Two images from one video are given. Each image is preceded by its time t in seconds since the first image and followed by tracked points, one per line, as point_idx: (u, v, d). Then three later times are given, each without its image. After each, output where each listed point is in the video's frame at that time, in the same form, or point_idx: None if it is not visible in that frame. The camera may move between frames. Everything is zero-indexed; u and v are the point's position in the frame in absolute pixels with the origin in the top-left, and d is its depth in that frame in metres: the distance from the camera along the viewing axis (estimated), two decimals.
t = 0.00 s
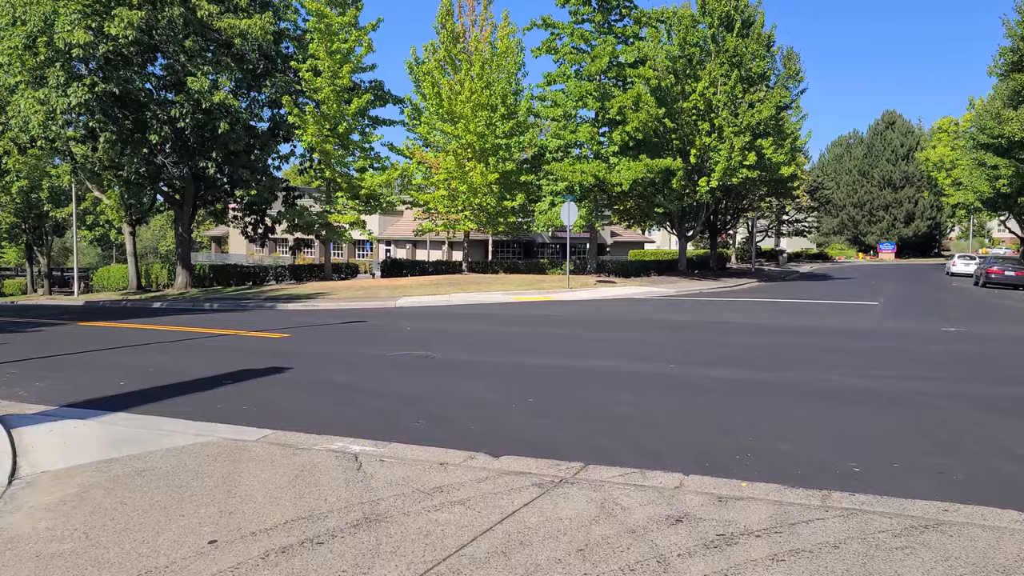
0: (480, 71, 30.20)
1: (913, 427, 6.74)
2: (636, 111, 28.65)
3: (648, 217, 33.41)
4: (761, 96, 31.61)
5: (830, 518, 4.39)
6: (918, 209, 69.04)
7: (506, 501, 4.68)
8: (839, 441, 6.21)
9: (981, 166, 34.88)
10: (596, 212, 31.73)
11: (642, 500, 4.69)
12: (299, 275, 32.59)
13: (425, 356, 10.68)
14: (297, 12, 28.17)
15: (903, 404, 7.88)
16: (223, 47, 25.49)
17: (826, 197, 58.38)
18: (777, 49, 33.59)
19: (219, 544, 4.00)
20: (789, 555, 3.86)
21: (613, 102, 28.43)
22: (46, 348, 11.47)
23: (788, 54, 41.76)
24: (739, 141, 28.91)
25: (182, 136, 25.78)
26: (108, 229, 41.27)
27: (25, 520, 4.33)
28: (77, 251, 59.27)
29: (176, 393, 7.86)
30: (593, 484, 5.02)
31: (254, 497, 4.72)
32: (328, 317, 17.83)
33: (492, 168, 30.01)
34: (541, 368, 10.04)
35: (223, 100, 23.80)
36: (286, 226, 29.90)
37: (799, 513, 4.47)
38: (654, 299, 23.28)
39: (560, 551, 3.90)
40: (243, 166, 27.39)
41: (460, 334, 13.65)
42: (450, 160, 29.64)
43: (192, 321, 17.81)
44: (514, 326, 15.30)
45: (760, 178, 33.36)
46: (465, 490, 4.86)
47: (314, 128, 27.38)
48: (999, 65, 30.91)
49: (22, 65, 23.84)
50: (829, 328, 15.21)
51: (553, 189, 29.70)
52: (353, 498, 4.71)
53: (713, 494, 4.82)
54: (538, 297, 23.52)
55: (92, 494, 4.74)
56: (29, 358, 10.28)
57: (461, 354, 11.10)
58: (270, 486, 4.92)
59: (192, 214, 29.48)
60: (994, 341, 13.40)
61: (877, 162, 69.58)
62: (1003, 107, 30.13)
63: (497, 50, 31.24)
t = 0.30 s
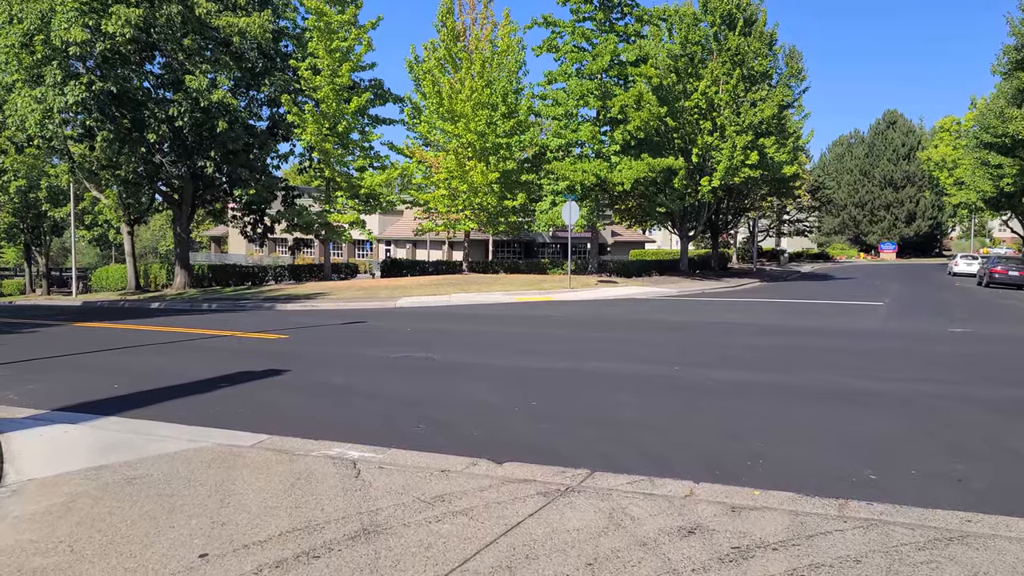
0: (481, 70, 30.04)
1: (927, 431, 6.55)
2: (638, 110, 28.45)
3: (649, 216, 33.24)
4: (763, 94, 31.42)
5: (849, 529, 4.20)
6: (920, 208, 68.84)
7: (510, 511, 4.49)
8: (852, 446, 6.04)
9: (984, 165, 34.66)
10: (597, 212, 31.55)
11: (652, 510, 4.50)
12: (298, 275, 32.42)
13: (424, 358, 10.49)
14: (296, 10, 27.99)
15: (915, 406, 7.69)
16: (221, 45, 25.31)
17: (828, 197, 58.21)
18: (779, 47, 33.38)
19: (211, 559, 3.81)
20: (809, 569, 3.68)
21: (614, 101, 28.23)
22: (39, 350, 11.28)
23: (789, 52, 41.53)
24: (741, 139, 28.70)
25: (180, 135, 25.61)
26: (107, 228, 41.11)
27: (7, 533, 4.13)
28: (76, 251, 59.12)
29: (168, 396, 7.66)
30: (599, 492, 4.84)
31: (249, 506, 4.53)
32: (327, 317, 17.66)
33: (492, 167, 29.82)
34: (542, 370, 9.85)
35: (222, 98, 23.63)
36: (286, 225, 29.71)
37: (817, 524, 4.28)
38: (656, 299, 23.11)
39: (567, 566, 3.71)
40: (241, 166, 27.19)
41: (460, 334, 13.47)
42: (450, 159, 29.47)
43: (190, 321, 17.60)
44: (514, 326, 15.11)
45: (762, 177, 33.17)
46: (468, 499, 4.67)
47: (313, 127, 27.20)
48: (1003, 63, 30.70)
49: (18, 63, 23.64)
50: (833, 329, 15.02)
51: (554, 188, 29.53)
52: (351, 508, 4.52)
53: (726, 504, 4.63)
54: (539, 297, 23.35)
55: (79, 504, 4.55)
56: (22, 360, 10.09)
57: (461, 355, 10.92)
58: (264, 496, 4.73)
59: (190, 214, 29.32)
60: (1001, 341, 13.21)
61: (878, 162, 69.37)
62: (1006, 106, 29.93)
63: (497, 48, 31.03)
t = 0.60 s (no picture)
0: (480, 69, 29.89)
1: (935, 436, 6.38)
2: (637, 109, 28.29)
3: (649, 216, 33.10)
4: (763, 94, 31.27)
5: (859, 542, 4.03)
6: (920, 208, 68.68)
7: (504, 522, 4.32)
8: (859, 451, 5.87)
9: (986, 165, 34.47)
10: (596, 212, 31.42)
11: (653, 520, 4.33)
12: (296, 276, 32.30)
13: (420, 360, 10.34)
14: (294, 9, 27.80)
15: (921, 410, 7.53)
16: (218, 44, 25.14)
17: (828, 198, 58.06)
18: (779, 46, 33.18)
19: (192, 573, 3.64)
20: None
21: (614, 100, 28.06)
22: (31, 352, 11.13)
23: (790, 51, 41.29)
24: (741, 139, 28.55)
25: (178, 135, 25.49)
26: (105, 229, 40.97)
27: None
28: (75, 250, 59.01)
29: (158, 401, 7.50)
30: (598, 501, 4.67)
31: (236, 516, 4.37)
32: (324, 318, 17.53)
33: (491, 167, 29.68)
34: (540, 372, 9.70)
35: (218, 98, 23.48)
36: (284, 225, 29.57)
37: (824, 535, 4.11)
38: (655, 300, 22.97)
39: None
40: (239, 165, 27.02)
41: (459, 336, 13.32)
42: (448, 158, 29.35)
43: (186, 322, 17.46)
44: (514, 327, 14.97)
45: (762, 177, 33.01)
46: (462, 509, 4.51)
47: (310, 127, 27.03)
48: (1004, 63, 30.56)
49: (14, 63, 23.47)
50: (835, 330, 14.88)
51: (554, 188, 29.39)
52: (341, 518, 4.36)
53: (730, 514, 4.45)
54: (538, 298, 23.20)
55: (58, 515, 4.39)
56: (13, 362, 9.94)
57: (458, 357, 10.78)
58: (251, 505, 4.56)
59: (188, 214, 29.20)
60: (1005, 343, 13.04)
61: (879, 162, 69.18)
62: (1008, 105, 29.75)
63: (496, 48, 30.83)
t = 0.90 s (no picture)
0: (478, 67, 29.67)
1: (942, 438, 6.16)
2: (636, 107, 28.07)
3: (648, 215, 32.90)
4: (764, 92, 31.04)
5: (869, 553, 3.81)
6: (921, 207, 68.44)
7: (494, 531, 4.10)
8: (865, 454, 5.65)
9: (987, 163, 34.25)
10: (595, 211, 31.20)
11: (651, 530, 4.11)
12: (293, 275, 32.09)
13: (413, 360, 10.13)
14: (290, 6, 27.57)
15: (927, 411, 7.31)
16: (213, 41, 24.92)
17: (828, 197, 57.85)
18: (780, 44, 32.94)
19: None
20: None
21: (613, 98, 27.85)
22: (18, 351, 10.92)
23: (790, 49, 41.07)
24: (741, 137, 28.33)
25: (173, 133, 25.29)
26: (101, 228, 40.78)
27: None
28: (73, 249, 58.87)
29: (141, 402, 7.28)
30: (594, 509, 4.44)
31: (211, 526, 4.15)
32: (319, 317, 17.32)
33: (489, 165, 29.48)
34: (536, 373, 9.49)
35: (213, 95, 23.27)
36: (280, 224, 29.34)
37: (832, 546, 3.89)
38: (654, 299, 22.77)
39: None
40: (235, 163, 26.78)
41: (454, 335, 13.11)
42: (446, 157, 29.17)
43: (180, 322, 17.27)
44: (510, 327, 14.75)
45: (762, 175, 32.78)
46: (449, 517, 4.29)
47: (306, 124, 26.81)
48: (1006, 60, 30.34)
49: (7, 59, 23.27)
50: (837, 330, 14.66)
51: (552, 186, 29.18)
52: (322, 527, 4.13)
53: (733, 522, 4.23)
54: (536, 297, 22.99)
55: (24, 524, 4.16)
56: None
57: (452, 357, 10.55)
58: (228, 513, 4.34)
59: (183, 213, 28.97)
60: (1009, 342, 12.83)
61: (879, 161, 68.95)
62: (1010, 102, 29.51)
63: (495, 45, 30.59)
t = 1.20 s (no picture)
0: (477, 65, 29.43)
1: (959, 447, 5.93)
2: (637, 107, 27.83)
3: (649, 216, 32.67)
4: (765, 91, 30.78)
5: None
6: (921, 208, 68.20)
7: (492, 550, 3.87)
8: (880, 466, 5.42)
9: (989, 163, 34.02)
10: (595, 211, 30.97)
11: (658, 549, 3.89)
12: (290, 276, 31.83)
13: (410, 364, 9.90)
14: (287, 4, 27.32)
15: (940, 419, 7.06)
16: (209, 39, 24.69)
17: (829, 197, 57.63)
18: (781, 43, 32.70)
19: None
20: None
21: (613, 97, 27.64)
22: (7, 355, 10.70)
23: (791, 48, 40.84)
24: (742, 137, 28.06)
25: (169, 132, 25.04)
26: (98, 228, 40.54)
27: None
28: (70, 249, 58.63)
29: (128, 409, 7.05)
30: (597, 525, 4.22)
31: (192, 544, 3.92)
32: (316, 319, 17.11)
33: (489, 165, 29.28)
34: (536, 377, 9.26)
35: (209, 94, 23.03)
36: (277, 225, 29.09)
37: (849, 568, 3.67)
38: (655, 300, 22.57)
39: None
40: (231, 163, 26.50)
41: (453, 338, 12.89)
42: (445, 156, 28.96)
43: (175, 323, 17.07)
44: (509, 329, 14.53)
45: (763, 175, 32.55)
46: (445, 535, 4.06)
47: (304, 124, 26.59)
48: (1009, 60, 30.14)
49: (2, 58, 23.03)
50: (841, 332, 14.45)
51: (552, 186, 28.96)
52: (310, 546, 3.91)
53: (744, 541, 4.00)
54: (536, 298, 22.77)
55: None
56: None
57: (450, 361, 10.33)
58: (211, 531, 4.11)
59: (180, 213, 28.70)
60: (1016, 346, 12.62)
61: (879, 161, 68.73)
62: (1013, 103, 29.29)
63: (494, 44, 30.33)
